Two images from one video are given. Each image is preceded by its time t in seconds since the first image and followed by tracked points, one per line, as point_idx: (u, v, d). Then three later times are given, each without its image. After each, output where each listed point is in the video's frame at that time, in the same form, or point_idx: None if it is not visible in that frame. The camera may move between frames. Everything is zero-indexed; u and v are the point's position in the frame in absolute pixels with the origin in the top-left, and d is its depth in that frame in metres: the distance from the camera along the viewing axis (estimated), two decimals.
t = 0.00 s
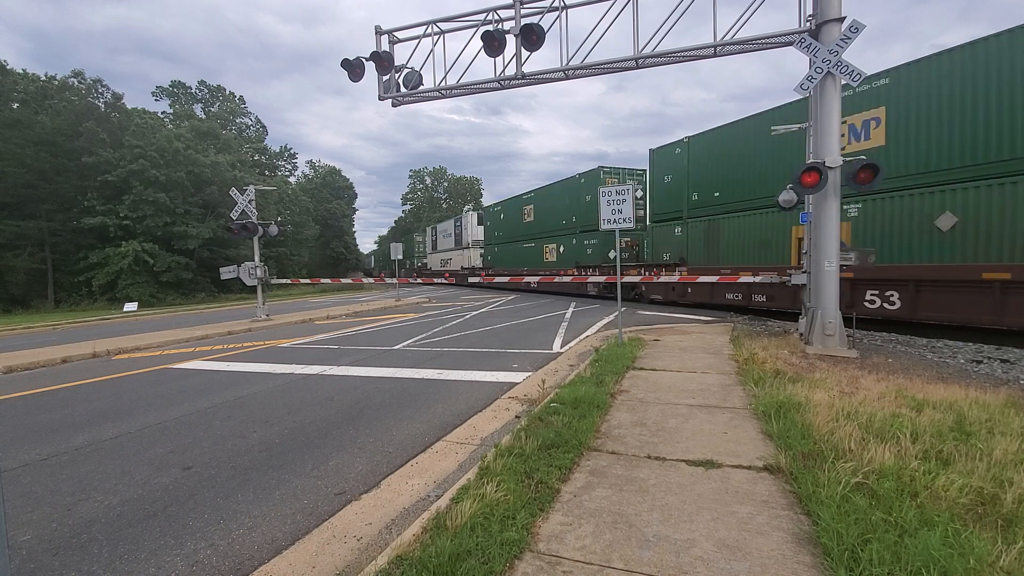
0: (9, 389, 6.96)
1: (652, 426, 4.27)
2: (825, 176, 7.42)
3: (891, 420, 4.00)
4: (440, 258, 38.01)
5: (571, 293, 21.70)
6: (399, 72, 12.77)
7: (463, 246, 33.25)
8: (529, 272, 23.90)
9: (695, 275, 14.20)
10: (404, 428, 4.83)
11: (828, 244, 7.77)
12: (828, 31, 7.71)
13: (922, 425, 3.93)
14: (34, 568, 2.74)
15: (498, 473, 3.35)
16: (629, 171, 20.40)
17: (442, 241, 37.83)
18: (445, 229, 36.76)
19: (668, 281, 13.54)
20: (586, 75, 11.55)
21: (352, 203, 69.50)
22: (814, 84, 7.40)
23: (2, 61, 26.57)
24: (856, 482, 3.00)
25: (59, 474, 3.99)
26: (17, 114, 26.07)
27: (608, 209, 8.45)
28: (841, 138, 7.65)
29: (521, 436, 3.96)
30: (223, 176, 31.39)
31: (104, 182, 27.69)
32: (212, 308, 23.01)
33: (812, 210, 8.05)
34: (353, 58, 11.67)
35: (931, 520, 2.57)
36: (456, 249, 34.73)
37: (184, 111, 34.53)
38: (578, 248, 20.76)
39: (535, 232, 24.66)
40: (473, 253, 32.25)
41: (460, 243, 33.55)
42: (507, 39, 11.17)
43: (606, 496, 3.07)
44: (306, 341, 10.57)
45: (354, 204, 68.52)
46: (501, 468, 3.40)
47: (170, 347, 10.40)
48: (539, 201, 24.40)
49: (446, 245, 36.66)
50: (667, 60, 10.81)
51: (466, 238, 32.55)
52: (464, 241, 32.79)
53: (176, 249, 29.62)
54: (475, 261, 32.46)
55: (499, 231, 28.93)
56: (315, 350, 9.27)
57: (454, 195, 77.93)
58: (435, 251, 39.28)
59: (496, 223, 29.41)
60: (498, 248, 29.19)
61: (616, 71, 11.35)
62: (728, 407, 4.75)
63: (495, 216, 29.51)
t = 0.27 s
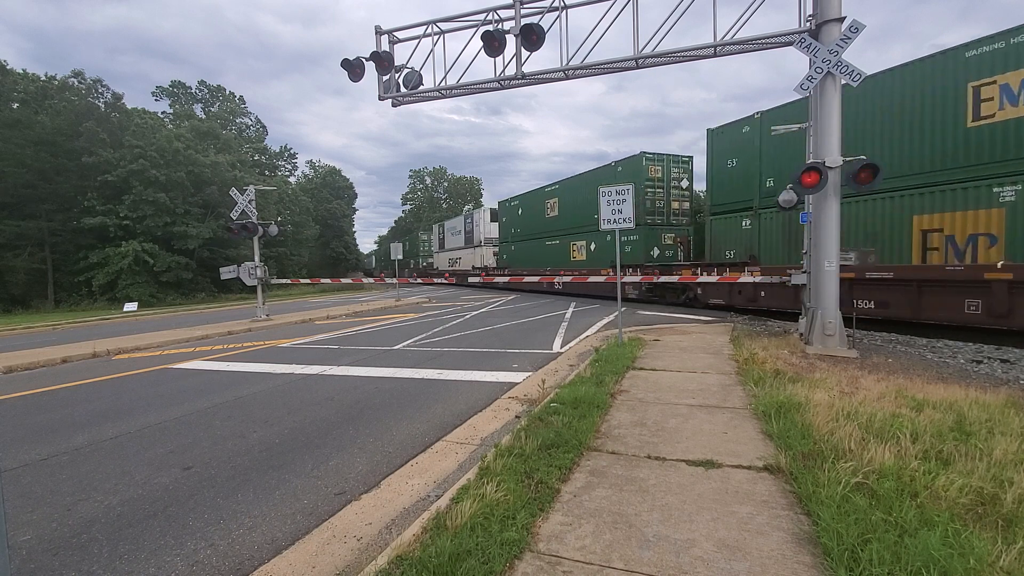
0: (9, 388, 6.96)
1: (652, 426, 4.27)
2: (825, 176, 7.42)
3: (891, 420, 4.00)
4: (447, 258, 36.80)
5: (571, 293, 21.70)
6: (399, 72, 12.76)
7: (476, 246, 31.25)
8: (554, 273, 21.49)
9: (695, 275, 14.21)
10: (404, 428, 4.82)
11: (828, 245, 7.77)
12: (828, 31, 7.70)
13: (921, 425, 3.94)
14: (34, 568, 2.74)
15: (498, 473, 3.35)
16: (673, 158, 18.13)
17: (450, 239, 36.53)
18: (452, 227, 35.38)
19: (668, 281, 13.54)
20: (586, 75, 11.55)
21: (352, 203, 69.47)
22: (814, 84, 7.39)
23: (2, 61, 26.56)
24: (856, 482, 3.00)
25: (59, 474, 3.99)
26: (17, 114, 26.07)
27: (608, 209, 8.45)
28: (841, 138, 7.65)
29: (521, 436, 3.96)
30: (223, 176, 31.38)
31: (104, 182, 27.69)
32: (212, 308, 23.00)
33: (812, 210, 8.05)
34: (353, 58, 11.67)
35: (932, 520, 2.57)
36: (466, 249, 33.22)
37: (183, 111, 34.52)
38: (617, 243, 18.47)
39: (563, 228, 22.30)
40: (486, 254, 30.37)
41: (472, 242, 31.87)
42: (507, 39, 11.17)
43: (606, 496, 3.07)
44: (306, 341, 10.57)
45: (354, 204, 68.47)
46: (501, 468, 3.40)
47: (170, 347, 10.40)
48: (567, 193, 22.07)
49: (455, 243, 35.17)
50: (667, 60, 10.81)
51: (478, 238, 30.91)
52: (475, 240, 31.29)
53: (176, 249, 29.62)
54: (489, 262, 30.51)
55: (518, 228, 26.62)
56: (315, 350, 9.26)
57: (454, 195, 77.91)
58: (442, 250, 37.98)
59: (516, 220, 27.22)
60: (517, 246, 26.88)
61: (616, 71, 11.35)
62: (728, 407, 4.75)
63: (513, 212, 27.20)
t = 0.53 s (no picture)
0: (9, 388, 6.96)
1: (653, 426, 4.27)
2: (825, 176, 7.42)
3: (891, 420, 4.00)
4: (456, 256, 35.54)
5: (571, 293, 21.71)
6: (399, 72, 12.77)
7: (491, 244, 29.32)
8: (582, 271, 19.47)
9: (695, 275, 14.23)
10: (404, 428, 4.82)
11: (828, 244, 7.77)
12: (828, 31, 7.70)
13: (922, 425, 3.93)
14: (34, 568, 2.74)
15: (498, 473, 3.34)
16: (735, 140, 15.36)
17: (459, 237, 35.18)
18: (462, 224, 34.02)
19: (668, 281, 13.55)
20: (586, 75, 11.55)
21: (352, 203, 69.47)
22: (814, 84, 7.39)
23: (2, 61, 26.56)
24: (856, 482, 3.00)
25: (59, 474, 3.99)
26: (17, 114, 26.08)
27: (608, 209, 8.44)
28: (841, 138, 7.65)
29: (521, 436, 3.96)
30: (223, 176, 31.37)
31: (104, 182, 27.70)
32: (212, 308, 23.00)
33: (812, 209, 8.05)
34: (353, 58, 11.67)
35: (932, 520, 2.57)
36: (477, 247, 31.67)
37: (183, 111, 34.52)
38: (660, 237, 16.15)
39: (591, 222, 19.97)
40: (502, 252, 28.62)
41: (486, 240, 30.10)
42: (507, 39, 11.17)
43: (606, 496, 3.07)
44: (306, 341, 10.57)
45: (354, 204, 68.46)
46: (501, 468, 3.40)
47: (171, 347, 10.40)
48: (596, 184, 19.76)
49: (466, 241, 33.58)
50: (667, 60, 10.82)
51: (492, 234, 29.36)
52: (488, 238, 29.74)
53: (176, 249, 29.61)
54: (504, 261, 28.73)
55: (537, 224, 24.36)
56: (315, 350, 9.27)
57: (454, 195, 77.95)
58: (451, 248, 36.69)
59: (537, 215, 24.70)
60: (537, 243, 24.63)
61: (616, 71, 11.35)
62: (727, 407, 4.75)
63: (533, 206, 24.98)
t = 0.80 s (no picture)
0: (9, 389, 6.96)
1: (652, 426, 4.27)
2: (825, 176, 7.42)
3: (892, 420, 3.99)
4: (466, 255, 33.93)
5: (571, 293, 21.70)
6: (399, 72, 12.79)
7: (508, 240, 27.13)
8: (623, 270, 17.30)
9: (695, 276, 14.23)
10: (404, 428, 4.82)
11: (828, 244, 7.77)
12: (828, 31, 7.70)
13: (921, 425, 3.93)
14: (34, 568, 2.74)
15: (498, 473, 3.35)
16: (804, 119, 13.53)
17: (468, 234, 33.39)
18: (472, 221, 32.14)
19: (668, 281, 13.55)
20: (586, 75, 11.56)
21: (352, 203, 69.49)
22: (814, 85, 7.40)
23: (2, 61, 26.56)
24: (856, 482, 3.00)
25: (59, 474, 3.99)
26: (17, 114, 26.07)
27: (608, 209, 8.44)
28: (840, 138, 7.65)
29: (521, 436, 3.96)
30: (223, 176, 31.37)
31: (104, 182, 27.69)
32: (212, 308, 23.00)
33: (812, 209, 8.05)
34: (353, 59, 11.68)
35: (931, 520, 2.57)
36: (489, 245, 29.72)
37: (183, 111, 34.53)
38: (724, 233, 14.06)
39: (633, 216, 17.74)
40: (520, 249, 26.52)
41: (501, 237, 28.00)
42: (507, 39, 11.18)
43: (606, 496, 3.07)
44: (306, 341, 10.57)
45: (354, 204, 68.42)
46: (501, 468, 3.40)
47: (170, 347, 10.40)
48: (639, 173, 17.54)
49: (478, 239, 31.53)
50: (667, 60, 10.82)
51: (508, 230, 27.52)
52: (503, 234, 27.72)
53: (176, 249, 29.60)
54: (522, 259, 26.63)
55: (564, 218, 22.05)
56: (315, 350, 9.27)
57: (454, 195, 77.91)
58: (459, 247, 35.02)
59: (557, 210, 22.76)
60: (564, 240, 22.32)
61: (616, 71, 11.35)
62: (727, 407, 4.75)
63: (558, 199, 22.63)
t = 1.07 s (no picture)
0: (9, 388, 6.96)
1: (653, 426, 4.27)
2: (825, 176, 7.42)
3: (892, 420, 3.99)
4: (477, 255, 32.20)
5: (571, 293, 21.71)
6: (399, 72, 12.80)
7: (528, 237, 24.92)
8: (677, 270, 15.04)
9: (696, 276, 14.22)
10: (404, 428, 4.82)
11: (828, 245, 7.77)
12: (828, 31, 7.70)
13: (921, 425, 3.94)
14: (35, 568, 2.74)
15: (498, 473, 3.34)
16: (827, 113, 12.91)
17: (481, 231, 31.45)
18: (486, 217, 30.07)
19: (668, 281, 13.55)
20: (586, 75, 11.57)
21: (352, 203, 69.48)
22: (814, 85, 7.39)
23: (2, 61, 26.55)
24: (856, 482, 3.00)
25: (59, 474, 3.99)
26: (18, 114, 26.07)
27: (608, 209, 8.44)
28: (841, 138, 7.65)
29: (521, 436, 3.96)
30: (223, 176, 31.36)
31: (104, 182, 27.70)
32: (212, 308, 23.01)
33: (812, 209, 8.04)
34: (353, 58, 11.69)
35: (932, 520, 2.57)
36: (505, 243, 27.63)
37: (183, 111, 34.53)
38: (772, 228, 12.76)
39: (689, 205, 15.38)
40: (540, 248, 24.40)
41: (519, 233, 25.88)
42: (507, 38, 11.18)
43: (606, 496, 3.07)
44: (306, 341, 10.57)
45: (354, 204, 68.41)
46: (501, 468, 3.40)
47: (170, 347, 10.40)
48: (694, 155, 15.27)
49: (492, 236, 29.43)
50: (667, 60, 10.82)
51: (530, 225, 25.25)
52: (520, 231, 25.62)
53: (176, 249, 29.60)
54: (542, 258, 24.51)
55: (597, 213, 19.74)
56: (315, 350, 9.27)
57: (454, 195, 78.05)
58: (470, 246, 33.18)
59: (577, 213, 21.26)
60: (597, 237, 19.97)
61: (616, 71, 11.36)
62: (728, 407, 4.75)
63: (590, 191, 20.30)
